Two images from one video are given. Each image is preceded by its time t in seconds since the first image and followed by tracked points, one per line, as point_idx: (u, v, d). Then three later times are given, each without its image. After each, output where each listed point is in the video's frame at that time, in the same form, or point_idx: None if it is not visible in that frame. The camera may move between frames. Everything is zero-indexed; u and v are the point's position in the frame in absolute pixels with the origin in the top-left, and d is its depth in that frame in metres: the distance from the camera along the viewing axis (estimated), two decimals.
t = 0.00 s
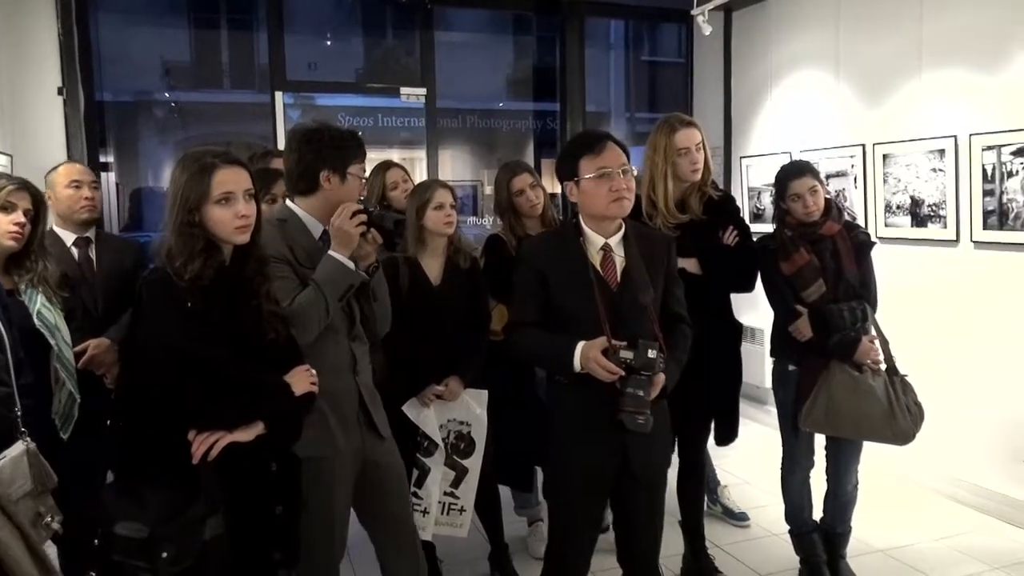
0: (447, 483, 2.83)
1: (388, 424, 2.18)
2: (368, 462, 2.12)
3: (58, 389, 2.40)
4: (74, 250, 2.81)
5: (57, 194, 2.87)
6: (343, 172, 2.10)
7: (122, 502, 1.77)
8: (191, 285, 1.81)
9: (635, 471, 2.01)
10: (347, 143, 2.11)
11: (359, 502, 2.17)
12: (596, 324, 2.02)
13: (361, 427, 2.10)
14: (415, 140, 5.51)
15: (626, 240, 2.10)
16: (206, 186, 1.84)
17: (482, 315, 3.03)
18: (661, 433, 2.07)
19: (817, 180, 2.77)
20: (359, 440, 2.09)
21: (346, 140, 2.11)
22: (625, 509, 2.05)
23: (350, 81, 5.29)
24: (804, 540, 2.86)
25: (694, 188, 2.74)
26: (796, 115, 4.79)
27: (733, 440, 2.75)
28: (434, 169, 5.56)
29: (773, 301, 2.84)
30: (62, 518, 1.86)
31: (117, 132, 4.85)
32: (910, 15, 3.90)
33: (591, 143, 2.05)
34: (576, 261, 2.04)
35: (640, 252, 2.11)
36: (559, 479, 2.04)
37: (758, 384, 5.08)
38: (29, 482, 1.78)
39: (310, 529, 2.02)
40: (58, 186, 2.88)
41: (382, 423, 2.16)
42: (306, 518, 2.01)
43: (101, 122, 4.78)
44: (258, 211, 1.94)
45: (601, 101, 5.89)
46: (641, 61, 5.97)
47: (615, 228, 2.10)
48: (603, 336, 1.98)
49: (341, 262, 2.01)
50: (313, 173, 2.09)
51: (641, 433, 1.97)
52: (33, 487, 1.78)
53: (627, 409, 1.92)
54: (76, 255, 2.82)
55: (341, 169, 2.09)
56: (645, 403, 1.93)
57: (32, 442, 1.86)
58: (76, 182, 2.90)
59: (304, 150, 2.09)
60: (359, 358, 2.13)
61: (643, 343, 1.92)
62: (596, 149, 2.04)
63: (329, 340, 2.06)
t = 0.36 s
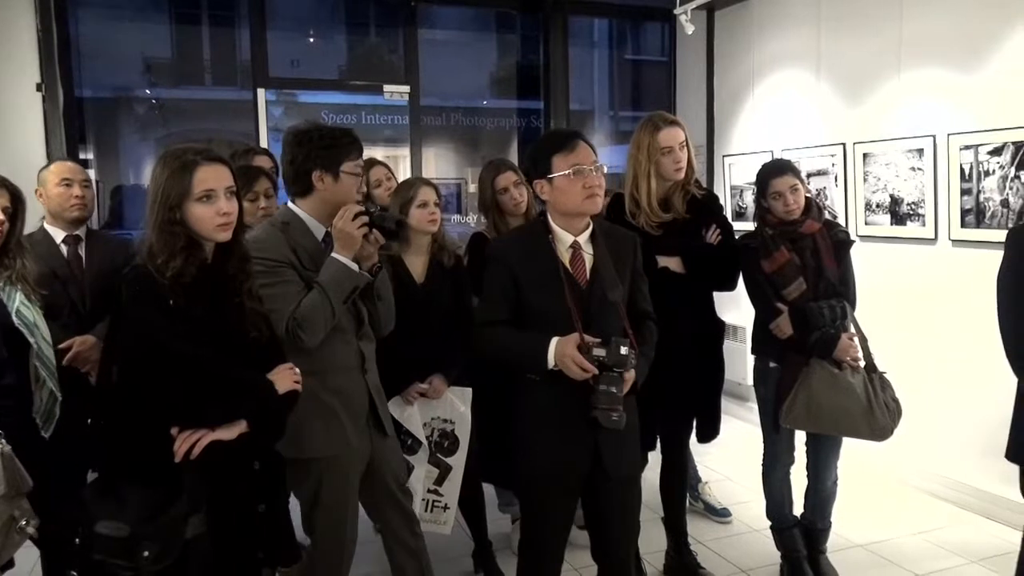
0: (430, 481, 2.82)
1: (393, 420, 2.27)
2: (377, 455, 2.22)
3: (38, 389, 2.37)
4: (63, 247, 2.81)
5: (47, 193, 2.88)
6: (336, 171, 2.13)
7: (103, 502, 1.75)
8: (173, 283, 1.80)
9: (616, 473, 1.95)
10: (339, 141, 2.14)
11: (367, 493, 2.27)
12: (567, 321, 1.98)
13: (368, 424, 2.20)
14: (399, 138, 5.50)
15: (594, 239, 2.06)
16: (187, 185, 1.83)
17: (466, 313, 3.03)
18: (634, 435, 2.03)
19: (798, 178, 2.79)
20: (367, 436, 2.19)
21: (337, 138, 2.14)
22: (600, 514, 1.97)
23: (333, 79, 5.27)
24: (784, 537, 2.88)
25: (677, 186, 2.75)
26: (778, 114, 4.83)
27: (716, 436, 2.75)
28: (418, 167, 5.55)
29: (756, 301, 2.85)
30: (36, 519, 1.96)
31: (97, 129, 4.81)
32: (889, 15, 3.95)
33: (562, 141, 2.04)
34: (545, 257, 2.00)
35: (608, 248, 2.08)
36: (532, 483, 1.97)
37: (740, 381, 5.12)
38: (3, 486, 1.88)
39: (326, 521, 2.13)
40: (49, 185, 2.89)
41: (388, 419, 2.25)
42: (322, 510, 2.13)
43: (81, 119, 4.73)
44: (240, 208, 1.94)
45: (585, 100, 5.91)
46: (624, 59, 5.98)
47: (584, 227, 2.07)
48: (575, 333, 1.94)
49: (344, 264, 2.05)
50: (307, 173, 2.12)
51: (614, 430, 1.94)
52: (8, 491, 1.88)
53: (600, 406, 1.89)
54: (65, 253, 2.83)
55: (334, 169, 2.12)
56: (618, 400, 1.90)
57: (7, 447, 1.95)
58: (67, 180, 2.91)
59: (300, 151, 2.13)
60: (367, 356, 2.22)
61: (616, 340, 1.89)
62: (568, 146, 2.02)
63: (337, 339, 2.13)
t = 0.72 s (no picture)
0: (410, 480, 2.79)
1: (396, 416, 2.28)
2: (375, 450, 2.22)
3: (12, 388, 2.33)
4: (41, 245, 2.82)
5: (26, 190, 2.89)
6: (343, 163, 2.12)
7: (79, 501, 1.74)
8: (150, 282, 1.78)
9: (593, 470, 1.95)
10: (344, 133, 2.12)
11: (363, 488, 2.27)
12: (536, 321, 1.95)
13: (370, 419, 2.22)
14: (379, 136, 5.49)
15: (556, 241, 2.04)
16: (164, 183, 1.82)
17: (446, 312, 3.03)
18: (602, 431, 2.02)
19: (774, 179, 2.82)
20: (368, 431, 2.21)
21: (342, 130, 2.12)
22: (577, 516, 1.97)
23: (313, 76, 5.24)
24: (761, 533, 2.91)
25: (658, 186, 2.76)
26: (757, 115, 4.87)
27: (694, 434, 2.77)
28: (398, 165, 5.53)
29: (734, 300, 2.88)
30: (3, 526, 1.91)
31: (72, 125, 4.75)
32: (866, 19, 4.00)
33: (541, 159, 1.90)
34: (506, 257, 1.95)
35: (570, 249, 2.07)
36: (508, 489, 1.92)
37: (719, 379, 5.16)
38: None
39: (317, 514, 2.13)
40: (27, 182, 2.90)
41: (390, 414, 2.26)
42: (314, 504, 2.13)
43: (56, 115, 4.67)
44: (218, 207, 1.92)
45: (565, 99, 5.93)
46: (605, 59, 6.00)
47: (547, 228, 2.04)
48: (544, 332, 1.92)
49: (356, 258, 2.03)
50: (314, 167, 2.13)
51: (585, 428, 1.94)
52: None
53: (573, 403, 1.89)
54: (43, 250, 2.83)
55: (341, 161, 2.11)
56: (590, 397, 1.91)
57: None
58: (45, 177, 2.91)
59: (309, 144, 2.13)
60: (373, 350, 2.23)
61: (587, 338, 1.90)
62: (545, 168, 1.90)
63: (343, 331, 2.14)
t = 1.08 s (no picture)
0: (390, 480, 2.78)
1: (390, 415, 2.25)
2: (365, 449, 2.20)
3: None
4: (13, 243, 2.77)
5: None
6: (335, 158, 2.12)
7: (54, 502, 1.71)
8: (126, 280, 1.76)
9: (570, 469, 1.96)
10: (333, 128, 2.11)
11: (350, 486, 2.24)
12: (508, 323, 1.94)
13: (362, 416, 2.20)
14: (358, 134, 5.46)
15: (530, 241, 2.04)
16: (141, 179, 1.79)
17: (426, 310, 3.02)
18: (577, 430, 2.03)
19: (751, 179, 2.84)
20: (358, 428, 2.19)
21: (329, 125, 2.11)
22: (557, 517, 1.97)
23: (292, 73, 5.19)
24: (739, 530, 2.94)
25: (637, 183, 2.77)
26: (735, 115, 4.90)
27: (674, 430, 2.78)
28: (377, 163, 5.51)
29: (712, 298, 2.89)
30: None
31: (45, 121, 4.68)
32: (843, 21, 4.04)
33: (518, 164, 1.88)
34: (480, 257, 1.94)
35: (544, 251, 2.07)
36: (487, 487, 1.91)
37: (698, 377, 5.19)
38: None
39: (302, 509, 2.14)
40: None
41: (383, 414, 2.23)
42: (299, 500, 2.14)
43: (28, 111, 4.60)
44: (194, 204, 1.90)
45: (545, 98, 5.93)
46: (584, 58, 6.02)
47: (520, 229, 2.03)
48: (515, 333, 1.92)
49: (345, 252, 2.02)
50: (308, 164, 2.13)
51: (560, 428, 1.94)
52: None
53: (544, 406, 1.89)
54: (15, 247, 2.78)
55: (331, 155, 2.11)
56: (562, 399, 1.90)
57: None
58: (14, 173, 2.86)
59: (302, 140, 2.13)
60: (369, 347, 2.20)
61: (558, 340, 1.88)
62: (520, 175, 1.88)
63: (334, 326, 2.13)
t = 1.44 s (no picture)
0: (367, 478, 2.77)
1: (374, 413, 2.24)
2: (347, 446, 2.22)
3: None
4: None
5: None
6: (319, 150, 2.12)
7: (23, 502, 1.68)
8: (99, 276, 1.74)
9: (548, 466, 1.97)
10: (315, 122, 2.12)
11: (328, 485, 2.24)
12: (486, 320, 1.94)
13: (345, 412, 2.21)
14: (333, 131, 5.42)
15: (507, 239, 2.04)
16: (114, 174, 1.77)
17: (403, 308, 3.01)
18: (556, 426, 2.04)
19: (725, 176, 2.87)
20: (339, 424, 2.20)
21: (312, 119, 2.12)
22: (535, 514, 1.97)
23: (266, 68, 5.14)
24: (715, 524, 2.96)
25: (612, 180, 2.78)
26: (710, 113, 4.95)
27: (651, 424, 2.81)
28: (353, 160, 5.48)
29: (688, 293, 2.92)
30: None
31: (12, 115, 4.59)
32: (817, 21, 4.08)
33: (496, 159, 1.88)
34: (458, 255, 1.94)
35: (522, 249, 2.07)
36: (466, 485, 1.92)
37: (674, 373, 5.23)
38: None
39: (281, 506, 2.15)
40: None
41: (366, 413, 2.22)
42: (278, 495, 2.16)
43: None
44: (169, 199, 1.88)
45: (522, 95, 5.93)
46: (561, 56, 6.04)
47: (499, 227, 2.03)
48: (494, 330, 1.92)
49: (328, 245, 2.03)
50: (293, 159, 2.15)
51: (539, 424, 1.94)
52: None
53: (523, 402, 1.89)
54: None
55: (316, 148, 2.11)
56: (541, 395, 1.90)
57: None
58: None
59: (287, 135, 2.16)
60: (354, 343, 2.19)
61: (536, 335, 1.88)
62: (499, 171, 1.88)
63: (317, 321, 2.14)
